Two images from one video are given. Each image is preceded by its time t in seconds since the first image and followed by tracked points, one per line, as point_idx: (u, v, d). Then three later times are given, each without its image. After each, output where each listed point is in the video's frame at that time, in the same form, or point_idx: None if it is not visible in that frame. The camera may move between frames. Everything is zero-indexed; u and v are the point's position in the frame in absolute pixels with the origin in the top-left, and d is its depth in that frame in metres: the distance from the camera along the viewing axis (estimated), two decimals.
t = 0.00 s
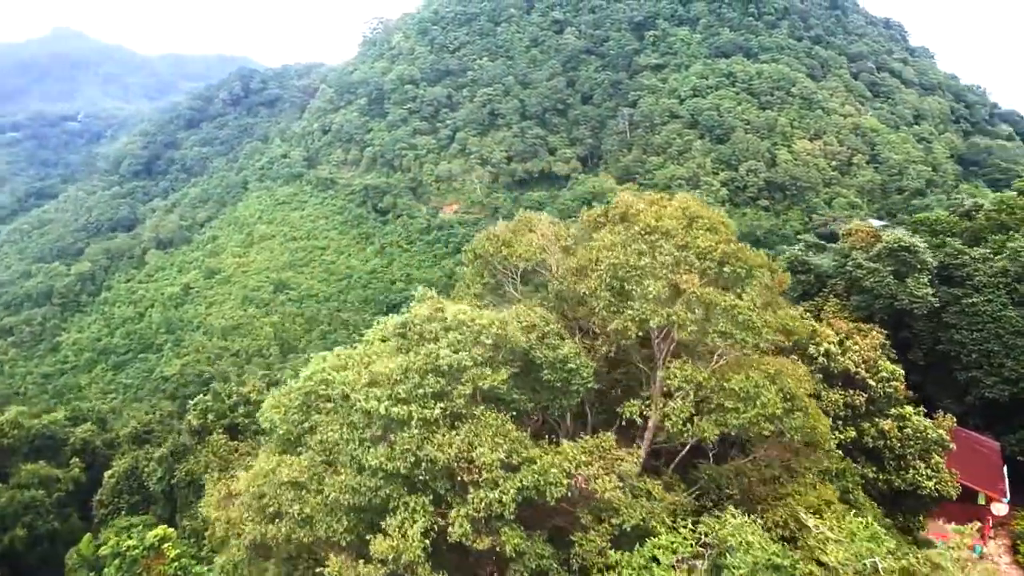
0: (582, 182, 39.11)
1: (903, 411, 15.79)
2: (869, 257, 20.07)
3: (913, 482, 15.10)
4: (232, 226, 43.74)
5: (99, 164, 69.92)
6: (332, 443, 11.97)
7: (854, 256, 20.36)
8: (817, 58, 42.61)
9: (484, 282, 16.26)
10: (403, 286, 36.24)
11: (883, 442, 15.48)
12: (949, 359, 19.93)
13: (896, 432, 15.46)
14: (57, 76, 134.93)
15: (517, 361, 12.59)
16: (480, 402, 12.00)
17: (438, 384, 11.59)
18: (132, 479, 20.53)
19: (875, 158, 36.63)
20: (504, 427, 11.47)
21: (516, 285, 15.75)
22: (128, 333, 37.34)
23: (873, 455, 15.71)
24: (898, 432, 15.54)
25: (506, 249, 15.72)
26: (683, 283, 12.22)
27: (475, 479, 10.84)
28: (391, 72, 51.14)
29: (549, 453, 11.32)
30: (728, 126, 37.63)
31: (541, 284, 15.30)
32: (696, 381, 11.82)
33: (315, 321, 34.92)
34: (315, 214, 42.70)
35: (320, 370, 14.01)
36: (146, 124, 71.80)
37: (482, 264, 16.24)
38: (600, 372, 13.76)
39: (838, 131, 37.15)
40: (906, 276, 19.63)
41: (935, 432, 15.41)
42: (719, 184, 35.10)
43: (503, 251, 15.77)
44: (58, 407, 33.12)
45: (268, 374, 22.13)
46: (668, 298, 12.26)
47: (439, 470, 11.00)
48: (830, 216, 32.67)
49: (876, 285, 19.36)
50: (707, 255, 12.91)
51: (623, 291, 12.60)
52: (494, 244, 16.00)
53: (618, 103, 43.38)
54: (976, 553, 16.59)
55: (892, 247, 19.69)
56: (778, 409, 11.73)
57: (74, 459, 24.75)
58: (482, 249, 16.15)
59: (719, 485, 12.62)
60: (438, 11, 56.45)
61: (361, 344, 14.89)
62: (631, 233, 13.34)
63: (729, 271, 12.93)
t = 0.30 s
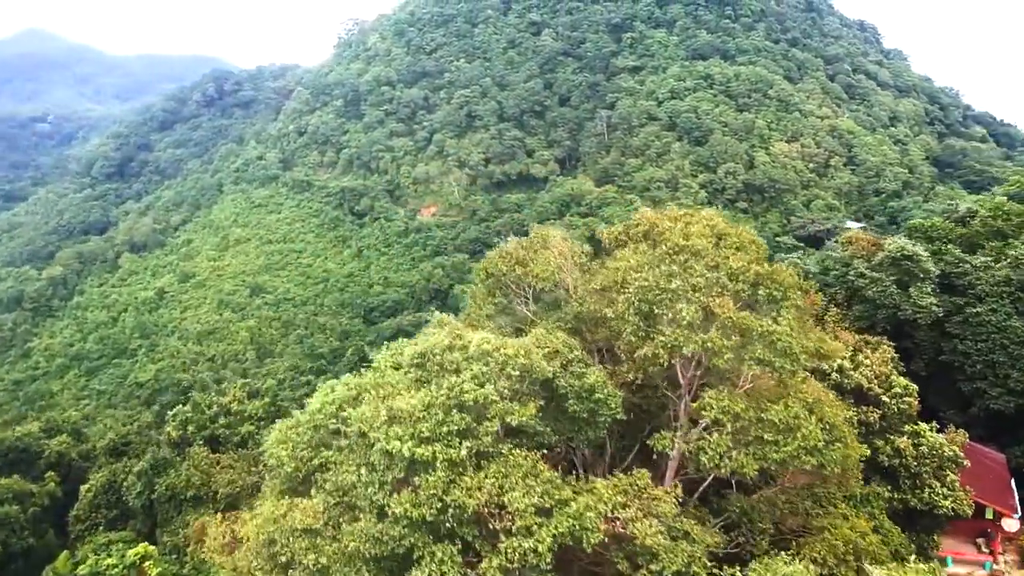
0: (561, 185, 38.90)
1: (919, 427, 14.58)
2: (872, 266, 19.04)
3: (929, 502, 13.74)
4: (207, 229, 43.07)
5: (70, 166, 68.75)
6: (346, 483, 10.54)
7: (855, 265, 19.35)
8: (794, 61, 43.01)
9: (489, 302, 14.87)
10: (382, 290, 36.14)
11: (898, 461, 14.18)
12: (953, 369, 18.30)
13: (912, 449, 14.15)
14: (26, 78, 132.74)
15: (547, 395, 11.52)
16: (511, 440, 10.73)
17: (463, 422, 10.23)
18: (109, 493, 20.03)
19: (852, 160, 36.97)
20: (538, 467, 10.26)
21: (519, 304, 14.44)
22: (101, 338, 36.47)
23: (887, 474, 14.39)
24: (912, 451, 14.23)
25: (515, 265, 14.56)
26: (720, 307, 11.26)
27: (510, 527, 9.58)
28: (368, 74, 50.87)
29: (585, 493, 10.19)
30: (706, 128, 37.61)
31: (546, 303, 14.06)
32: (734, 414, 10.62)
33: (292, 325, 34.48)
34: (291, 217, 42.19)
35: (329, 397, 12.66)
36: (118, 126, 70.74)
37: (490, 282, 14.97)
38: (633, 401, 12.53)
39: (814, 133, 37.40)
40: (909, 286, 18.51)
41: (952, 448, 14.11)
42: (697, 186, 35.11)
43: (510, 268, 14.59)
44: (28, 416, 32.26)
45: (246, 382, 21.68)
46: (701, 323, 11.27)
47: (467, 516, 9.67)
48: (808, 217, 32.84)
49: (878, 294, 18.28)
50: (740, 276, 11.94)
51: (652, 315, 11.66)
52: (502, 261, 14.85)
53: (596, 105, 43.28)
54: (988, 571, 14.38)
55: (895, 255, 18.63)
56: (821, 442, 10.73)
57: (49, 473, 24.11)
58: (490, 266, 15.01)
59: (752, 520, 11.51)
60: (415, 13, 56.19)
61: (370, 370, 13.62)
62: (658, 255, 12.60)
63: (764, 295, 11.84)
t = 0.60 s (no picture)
0: (550, 187, 38.72)
1: (947, 446, 14.04)
2: (886, 276, 18.29)
3: (958, 525, 13.40)
4: (192, 232, 42.60)
5: (52, 168, 67.99)
6: (372, 530, 9.85)
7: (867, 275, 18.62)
8: (782, 62, 43.13)
9: (515, 325, 13.95)
10: (370, 294, 36.00)
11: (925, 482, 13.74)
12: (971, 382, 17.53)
13: (940, 470, 13.67)
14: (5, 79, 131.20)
15: (586, 429, 10.56)
16: (552, 483, 9.87)
17: (504, 465, 9.44)
18: (98, 506, 19.68)
19: (841, 163, 37.12)
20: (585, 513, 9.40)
21: (544, 327, 13.56)
22: (85, 343, 35.94)
23: (916, 495, 14.01)
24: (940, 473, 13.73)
25: (538, 285, 13.56)
26: (772, 335, 10.68)
27: None
28: (354, 76, 50.62)
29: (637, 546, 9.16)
30: (694, 130, 37.36)
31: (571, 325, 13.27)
32: (790, 451, 10.07)
33: (279, 329, 34.19)
34: (277, 220, 41.85)
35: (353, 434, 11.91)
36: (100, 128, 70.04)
37: (514, 302, 13.99)
38: (675, 434, 11.80)
39: (803, 136, 37.42)
40: (923, 296, 17.82)
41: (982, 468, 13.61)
42: (687, 189, 35.05)
43: (535, 288, 13.58)
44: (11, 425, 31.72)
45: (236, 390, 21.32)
46: (751, 351, 10.67)
47: (512, 569, 8.93)
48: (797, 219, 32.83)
49: (894, 307, 17.57)
50: (790, 301, 11.51)
51: (696, 343, 10.92)
52: (524, 280, 13.89)
53: (584, 107, 43.17)
54: None
55: (909, 265, 17.88)
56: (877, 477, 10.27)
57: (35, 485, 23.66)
58: (513, 287, 14.05)
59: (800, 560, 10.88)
60: (401, 14, 55.95)
61: (394, 403, 13.00)
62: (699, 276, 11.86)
63: (817, 322, 11.47)
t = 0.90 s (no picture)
0: (535, 189, 38.40)
1: (970, 464, 12.11)
2: (893, 287, 16.73)
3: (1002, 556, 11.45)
4: (173, 235, 41.99)
5: (29, 171, 67.07)
6: None
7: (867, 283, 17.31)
8: (765, 65, 43.36)
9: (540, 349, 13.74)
10: (354, 297, 35.56)
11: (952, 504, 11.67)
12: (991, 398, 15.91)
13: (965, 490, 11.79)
14: None
15: (630, 475, 10.16)
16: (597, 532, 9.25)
17: (549, 516, 8.81)
18: (82, 521, 19.24)
19: (825, 165, 37.21)
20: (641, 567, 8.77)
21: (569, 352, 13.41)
22: (65, 348, 35.26)
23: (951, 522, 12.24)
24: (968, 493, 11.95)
25: (560, 311, 13.30)
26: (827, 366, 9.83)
27: None
28: (337, 77, 50.38)
29: None
30: (680, 132, 36.81)
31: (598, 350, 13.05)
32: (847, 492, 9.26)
33: (262, 333, 33.87)
34: (260, 223, 41.42)
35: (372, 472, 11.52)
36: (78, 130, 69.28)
37: (537, 327, 13.75)
38: (722, 469, 11.31)
39: (787, 137, 37.26)
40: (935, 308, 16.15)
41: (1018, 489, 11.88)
42: (672, 191, 34.42)
43: (560, 314, 13.28)
44: None
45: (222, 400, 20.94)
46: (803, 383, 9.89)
47: None
48: (783, 221, 32.69)
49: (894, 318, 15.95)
50: (840, 329, 10.84)
51: (745, 374, 10.31)
52: (548, 303, 13.59)
53: (569, 109, 42.95)
54: None
55: (922, 274, 16.17)
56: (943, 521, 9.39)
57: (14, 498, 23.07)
58: (537, 311, 13.78)
59: None
60: (383, 16, 55.60)
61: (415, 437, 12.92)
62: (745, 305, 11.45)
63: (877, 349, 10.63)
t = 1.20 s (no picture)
0: (521, 192, 38.18)
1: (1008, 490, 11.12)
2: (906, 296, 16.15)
3: None
4: (155, 238, 41.35)
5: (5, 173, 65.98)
6: None
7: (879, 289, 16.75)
8: (748, 66, 43.48)
9: (567, 378, 12.12)
10: (337, 300, 35.19)
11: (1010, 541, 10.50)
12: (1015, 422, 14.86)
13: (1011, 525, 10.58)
14: None
15: (682, 525, 9.04)
16: None
17: None
18: (65, 536, 18.74)
19: (810, 166, 37.33)
20: None
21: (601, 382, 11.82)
22: (44, 353, 34.53)
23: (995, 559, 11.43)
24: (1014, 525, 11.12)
25: (593, 335, 11.80)
26: (895, 402, 8.98)
27: None
28: (319, 79, 50.02)
29: None
30: (665, 135, 36.62)
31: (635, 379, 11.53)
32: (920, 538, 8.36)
33: (245, 337, 33.51)
34: (242, 226, 40.94)
35: (400, 520, 10.10)
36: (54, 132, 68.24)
37: (565, 354, 12.17)
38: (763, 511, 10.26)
39: (772, 139, 37.31)
40: (948, 320, 15.43)
41: None
42: (658, 194, 34.39)
43: (592, 339, 11.78)
44: None
45: (207, 410, 20.57)
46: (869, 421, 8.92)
47: None
48: (769, 223, 32.95)
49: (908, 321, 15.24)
50: (902, 361, 9.96)
51: (803, 413, 9.16)
52: (576, 328, 12.13)
53: (553, 111, 42.74)
54: None
55: (933, 284, 15.66)
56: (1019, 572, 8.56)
57: None
58: (564, 337, 12.24)
59: None
60: (366, 17, 55.22)
61: (440, 478, 11.00)
62: (796, 330, 10.10)
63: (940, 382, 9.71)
